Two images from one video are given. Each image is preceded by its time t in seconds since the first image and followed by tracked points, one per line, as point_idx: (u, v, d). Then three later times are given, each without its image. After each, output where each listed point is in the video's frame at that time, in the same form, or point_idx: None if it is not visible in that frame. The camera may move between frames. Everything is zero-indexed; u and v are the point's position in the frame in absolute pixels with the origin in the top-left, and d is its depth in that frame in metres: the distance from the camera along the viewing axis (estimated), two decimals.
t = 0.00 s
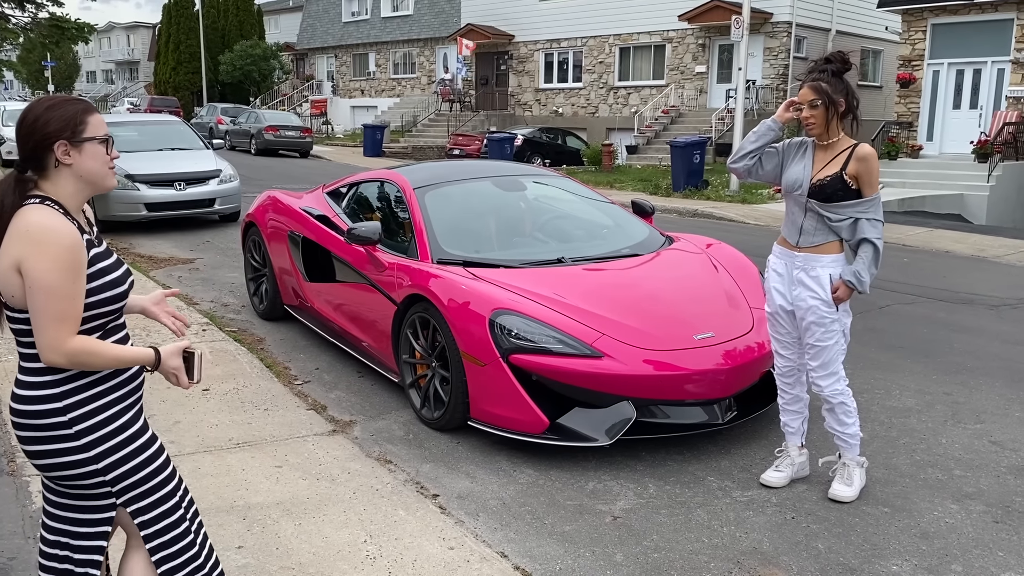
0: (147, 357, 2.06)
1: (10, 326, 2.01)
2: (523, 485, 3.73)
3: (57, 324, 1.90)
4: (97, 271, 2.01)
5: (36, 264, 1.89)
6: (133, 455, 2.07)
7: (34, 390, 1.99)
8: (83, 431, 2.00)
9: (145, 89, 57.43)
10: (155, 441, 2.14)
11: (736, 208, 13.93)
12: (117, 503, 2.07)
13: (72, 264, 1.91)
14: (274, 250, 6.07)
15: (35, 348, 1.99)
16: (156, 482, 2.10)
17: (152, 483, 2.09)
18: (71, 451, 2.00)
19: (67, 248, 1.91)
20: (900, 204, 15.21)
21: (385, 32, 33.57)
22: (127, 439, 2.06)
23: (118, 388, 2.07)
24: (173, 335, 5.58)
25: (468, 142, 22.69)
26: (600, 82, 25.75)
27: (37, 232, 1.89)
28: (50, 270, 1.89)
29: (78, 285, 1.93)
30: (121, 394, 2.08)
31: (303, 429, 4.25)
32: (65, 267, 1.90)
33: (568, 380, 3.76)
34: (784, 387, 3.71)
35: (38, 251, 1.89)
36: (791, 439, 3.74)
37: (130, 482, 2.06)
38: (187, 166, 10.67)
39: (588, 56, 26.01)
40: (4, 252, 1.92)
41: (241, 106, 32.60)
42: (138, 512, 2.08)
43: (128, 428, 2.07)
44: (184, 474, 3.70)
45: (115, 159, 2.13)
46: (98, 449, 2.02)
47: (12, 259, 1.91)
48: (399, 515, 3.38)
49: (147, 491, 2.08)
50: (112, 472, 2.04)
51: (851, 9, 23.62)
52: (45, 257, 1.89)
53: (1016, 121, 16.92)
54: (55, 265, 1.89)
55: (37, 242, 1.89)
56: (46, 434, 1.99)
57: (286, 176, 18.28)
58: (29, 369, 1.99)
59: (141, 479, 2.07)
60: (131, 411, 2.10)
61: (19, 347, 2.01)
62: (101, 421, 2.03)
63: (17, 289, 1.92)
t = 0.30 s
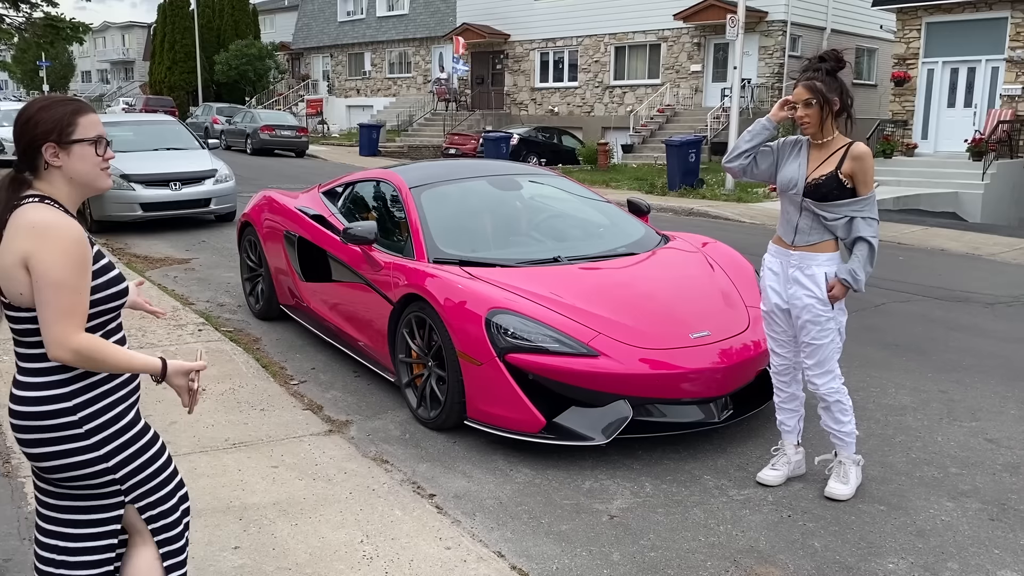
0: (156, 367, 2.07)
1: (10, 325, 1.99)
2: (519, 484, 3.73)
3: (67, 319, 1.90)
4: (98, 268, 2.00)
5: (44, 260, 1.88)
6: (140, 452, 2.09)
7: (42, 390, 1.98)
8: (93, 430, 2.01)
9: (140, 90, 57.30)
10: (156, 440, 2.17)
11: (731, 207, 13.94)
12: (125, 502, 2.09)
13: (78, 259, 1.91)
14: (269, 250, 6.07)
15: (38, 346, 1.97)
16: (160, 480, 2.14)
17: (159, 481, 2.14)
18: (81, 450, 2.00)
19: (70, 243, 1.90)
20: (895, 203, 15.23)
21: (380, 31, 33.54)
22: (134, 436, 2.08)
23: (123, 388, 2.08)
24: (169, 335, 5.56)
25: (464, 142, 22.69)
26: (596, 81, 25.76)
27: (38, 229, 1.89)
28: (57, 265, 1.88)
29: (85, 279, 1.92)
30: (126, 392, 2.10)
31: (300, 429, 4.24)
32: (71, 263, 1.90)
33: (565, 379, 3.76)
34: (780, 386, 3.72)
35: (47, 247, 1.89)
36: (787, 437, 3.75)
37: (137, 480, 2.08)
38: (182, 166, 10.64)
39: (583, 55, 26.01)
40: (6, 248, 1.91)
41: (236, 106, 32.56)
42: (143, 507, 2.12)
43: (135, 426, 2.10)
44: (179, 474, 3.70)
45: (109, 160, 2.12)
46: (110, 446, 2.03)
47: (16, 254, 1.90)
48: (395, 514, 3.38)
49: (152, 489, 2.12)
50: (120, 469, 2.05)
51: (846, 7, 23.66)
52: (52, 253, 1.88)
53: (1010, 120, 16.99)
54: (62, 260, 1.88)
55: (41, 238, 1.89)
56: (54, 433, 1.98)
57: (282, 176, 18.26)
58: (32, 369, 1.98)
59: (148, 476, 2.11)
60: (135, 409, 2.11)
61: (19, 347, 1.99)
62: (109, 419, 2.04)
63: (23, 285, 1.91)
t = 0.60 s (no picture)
0: (146, 389, 2.00)
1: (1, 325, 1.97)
2: (515, 484, 3.72)
3: (60, 319, 1.88)
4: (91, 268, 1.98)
5: (35, 259, 1.86)
6: (130, 454, 2.06)
7: (28, 392, 1.97)
8: (80, 432, 1.99)
9: (133, 89, 57.15)
10: (149, 442, 2.13)
11: (726, 205, 13.96)
12: (116, 505, 2.06)
13: (69, 259, 1.89)
14: (264, 249, 6.05)
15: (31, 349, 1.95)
16: (152, 483, 2.09)
17: (151, 484, 2.09)
18: (67, 451, 1.98)
19: (60, 241, 1.88)
20: (889, 202, 15.25)
21: (374, 30, 33.49)
22: (123, 438, 2.05)
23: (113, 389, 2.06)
24: (163, 335, 5.54)
25: (459, 141, 22.66)
26: (591, 80, 25.77)
27: (29, 229, 1.87)
28: (49, 265, 1.86)
29: (76, 278, 1.90)
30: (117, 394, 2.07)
31: (294, 429, 4.23)
32: (63, 262, 1.88)
33: (560, 379, 3.75)
34: (775, 385, 3.71)
35: (38, 247, 1.87)
36: (782, 436, 3.75)
37: (126, 483, 2.05)
38: (176, 165, 10.61)
39: (578, 54, 26.02)
40: None
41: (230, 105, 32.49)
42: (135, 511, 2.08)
43: (125, 427, 2.06)
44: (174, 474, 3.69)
45: (104, 160, 2.11)
46: (97, 448, 2.01)
47: (8, 254, 1.88)
48: (391, 514, 3.37)
49: (143, 491, 2.07)
50: (108, 471, 2.02)
51: (839, 6, 23.70)
52: (43, 252, 1.86)
53: (1003, 118, 17.04)
54: (54, 260, 1.87)
55: (32, 237, 1.87)
56: (41, 435, 1.97)
57: (276, 175, 18.22)
58: (22, 370, 1.96)
59: (138, 479, 2.07)
60: (127, 410, 2.09)
61: (10, 348, 1.97)
62: (97, 421, 2.02)
63: (14, 285, 1.89)
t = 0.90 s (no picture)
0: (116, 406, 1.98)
1: None
2: (514, 483, 3.71)
3: (47, 319, 1.85)
4: (83, 266, 1.95)
5: (22, 259, 1.83)
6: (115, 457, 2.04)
7: (11, 392, 1.93)
8: (64, 433, 1.96)
9: (132, 86, 57.11)
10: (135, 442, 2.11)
11: (726, 203, 13.95)
12: (100, 507, 2.06)
13: (58, 258, 1.86)
14: (262, 246, 6.03)
15: (17, 346, 1.91)
16: (138, 484, 2.08)
17: (138, 485, 2.09)
18: (52, 452, 1.96)
19: (49, 240, 1.85)
20: (888, 199, 15.24)
21: (373, 27, 33.42)
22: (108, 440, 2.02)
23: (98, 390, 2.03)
24: (160, 333, 5.52)
25: (458, 138, 22.63)
26: (590, 77, 25.75)
27: (19, 226, 1.84)
28: (36, 265, 1.83)
29: (64, 278, 1.87)
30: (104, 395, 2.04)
31: (292, 427, 4.21)
32: (51, 262, 1.85)
33: (559, 377, 3.74)
34: (774, 384, 3.70)
35: (24, 246, 1.83)
36: (782, 434, 3.74)
37: (111, 484, 2.04)
38: (175, 162, 10.57)
39: (577, 51, 26.00)
40: None
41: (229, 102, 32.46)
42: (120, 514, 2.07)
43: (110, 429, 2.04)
44: (171, 473, 3.67)
45: (101, 157, 2.09)
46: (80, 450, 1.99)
47: None
48: (389, 513, 3.35)
49: (128, 493, 2.07)
50: (92, 474, 2.01)
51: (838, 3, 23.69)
52: (31, 251, 1.83)
53: (1002, 116, 17.05)
54: (42, 260, 1.83)
55: (20, 236, 1.83)
56: (25, 436, 1.95)
57: (274, 172, 18.18)
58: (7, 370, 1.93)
59: (123, 481, 2.06)
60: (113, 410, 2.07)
61: None
62: (82, 424, 1.99)
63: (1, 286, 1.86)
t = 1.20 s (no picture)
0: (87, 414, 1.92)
1: None
2: (511, 485, 3.66)
3: (15, 325, 1.79)
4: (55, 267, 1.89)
5: None
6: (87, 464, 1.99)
7: None
8: (34, 439, 1.91)
9: (134, 84, 57.09)
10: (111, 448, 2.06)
11: (729, 200, 13.86)
12: (74, 514, 2.01)
13: (26, 261, 1.79)
14: (259, 244, 5.99)
15: None
16: (114, 491, 2.03)
17: (114, 492, 2.04)
18: (23, 459, 1.91)
19: (18, 243, 1.79)
20: (891, 197, 15.15)
21: (376, 23, 33.36)
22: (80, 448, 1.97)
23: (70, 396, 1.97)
24: (157, 331, 5.47)
25: (460, 135, 22.57)
26: (593, 74, 25.66)
27: None
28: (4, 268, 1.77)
29: (33, 281, 1.81)
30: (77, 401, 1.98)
31: (288, 427, 4.17)
32: (20, 265, 1.78)
33: (557, 377, 3.69)
34: (774, 384, 3.65)
35: None
36: (782, 436, 3.68)
37: (85, 490, 1.99)
38: (175, 159, 10.51)
39: (579, 48, 25.91)
40: None
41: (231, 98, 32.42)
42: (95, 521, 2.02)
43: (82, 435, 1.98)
44: (164, 474, 3.63)
45: (79, 156, 2.05)
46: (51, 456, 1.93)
47: None
48: (383, 516, 3.31)
49: (103, 500, 2.01)
50: (65, 481, 1.96)
51: None
52: None
53: (1007, 113, 16.95)
54: (10, 262, 1.77)
55: None
56: None
57: (275, 169, 18.13)
58: None
59: (97, 488, 2.01)
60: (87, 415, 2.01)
61: None
62: (53, 430, 1.93)
63: None
